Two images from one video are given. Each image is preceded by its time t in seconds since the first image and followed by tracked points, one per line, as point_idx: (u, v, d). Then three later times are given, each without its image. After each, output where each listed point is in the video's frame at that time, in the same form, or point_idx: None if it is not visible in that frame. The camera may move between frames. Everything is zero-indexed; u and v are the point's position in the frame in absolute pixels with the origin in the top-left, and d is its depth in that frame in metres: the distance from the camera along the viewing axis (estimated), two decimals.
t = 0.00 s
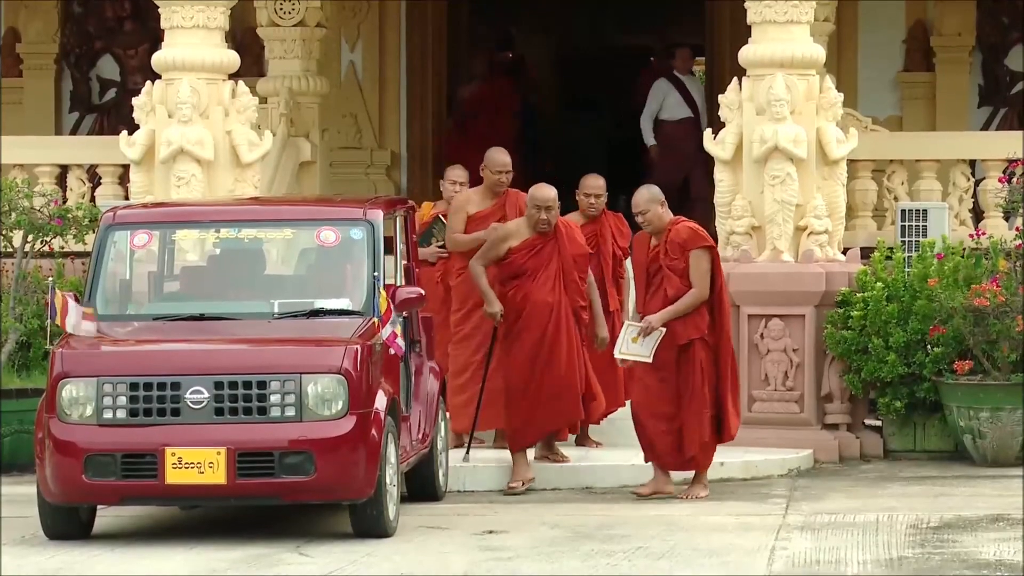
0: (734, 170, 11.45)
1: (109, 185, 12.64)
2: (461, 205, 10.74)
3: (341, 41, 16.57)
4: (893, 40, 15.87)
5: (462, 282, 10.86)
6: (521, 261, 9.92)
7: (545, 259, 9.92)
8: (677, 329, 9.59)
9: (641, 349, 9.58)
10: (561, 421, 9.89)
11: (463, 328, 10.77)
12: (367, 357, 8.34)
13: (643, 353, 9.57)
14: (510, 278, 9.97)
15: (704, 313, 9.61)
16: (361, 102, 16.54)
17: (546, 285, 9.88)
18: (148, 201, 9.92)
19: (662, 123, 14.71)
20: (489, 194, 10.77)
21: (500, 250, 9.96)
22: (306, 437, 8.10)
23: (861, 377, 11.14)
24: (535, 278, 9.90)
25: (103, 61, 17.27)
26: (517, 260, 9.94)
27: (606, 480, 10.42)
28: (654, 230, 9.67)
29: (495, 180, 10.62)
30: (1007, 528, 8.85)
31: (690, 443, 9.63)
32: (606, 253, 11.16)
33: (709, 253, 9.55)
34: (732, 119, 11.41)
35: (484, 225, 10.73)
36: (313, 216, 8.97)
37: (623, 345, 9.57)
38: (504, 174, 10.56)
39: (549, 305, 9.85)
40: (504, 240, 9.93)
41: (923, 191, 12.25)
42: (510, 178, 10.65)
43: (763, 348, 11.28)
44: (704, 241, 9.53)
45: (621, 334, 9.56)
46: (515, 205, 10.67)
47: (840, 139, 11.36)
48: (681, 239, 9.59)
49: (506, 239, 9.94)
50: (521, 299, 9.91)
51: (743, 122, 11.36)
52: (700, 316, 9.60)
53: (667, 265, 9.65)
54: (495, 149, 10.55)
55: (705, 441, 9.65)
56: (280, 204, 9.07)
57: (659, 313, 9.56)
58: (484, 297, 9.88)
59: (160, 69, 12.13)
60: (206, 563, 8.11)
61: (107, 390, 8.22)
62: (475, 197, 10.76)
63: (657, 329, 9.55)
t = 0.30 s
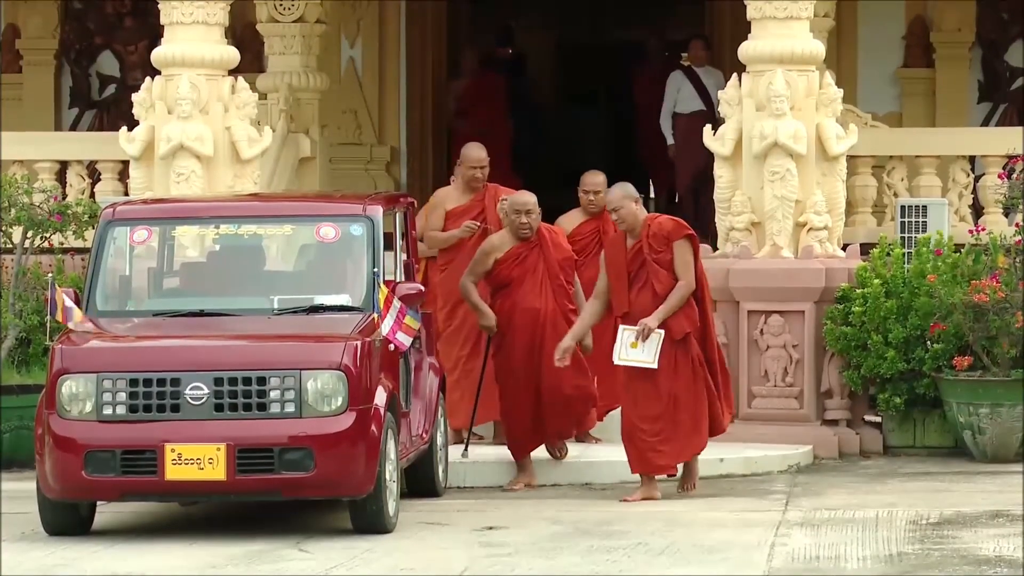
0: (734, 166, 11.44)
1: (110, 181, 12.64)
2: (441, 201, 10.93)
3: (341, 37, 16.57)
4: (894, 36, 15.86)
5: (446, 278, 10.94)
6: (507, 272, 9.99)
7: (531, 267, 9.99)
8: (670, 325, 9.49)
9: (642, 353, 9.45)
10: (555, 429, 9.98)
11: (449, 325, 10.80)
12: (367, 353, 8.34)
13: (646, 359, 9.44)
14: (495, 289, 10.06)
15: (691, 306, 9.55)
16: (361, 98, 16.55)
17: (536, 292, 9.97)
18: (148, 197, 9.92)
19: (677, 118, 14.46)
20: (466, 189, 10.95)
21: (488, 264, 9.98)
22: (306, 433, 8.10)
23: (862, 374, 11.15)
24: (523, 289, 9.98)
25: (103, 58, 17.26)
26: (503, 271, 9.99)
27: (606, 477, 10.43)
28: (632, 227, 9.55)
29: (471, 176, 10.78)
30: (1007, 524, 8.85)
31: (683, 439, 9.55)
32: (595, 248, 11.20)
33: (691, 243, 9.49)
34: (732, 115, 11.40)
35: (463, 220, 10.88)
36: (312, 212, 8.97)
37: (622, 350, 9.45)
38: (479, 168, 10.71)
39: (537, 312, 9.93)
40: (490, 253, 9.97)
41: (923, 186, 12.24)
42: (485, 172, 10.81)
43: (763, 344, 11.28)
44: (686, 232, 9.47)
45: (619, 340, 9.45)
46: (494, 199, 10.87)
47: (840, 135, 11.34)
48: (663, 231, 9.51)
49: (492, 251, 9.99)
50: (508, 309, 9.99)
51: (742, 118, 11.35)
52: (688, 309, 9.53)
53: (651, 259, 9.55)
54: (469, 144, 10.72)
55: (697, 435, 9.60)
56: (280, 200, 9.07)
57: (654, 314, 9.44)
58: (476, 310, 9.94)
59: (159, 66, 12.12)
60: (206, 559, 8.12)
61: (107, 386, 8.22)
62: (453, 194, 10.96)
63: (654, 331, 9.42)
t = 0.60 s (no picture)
0: (734, 163, 11.44)
1: (109, 177, 12.64)
2: (425, 200, 10.90)
3: (341, 35, 16.60)
4: (893, 34, 15.85)
5: (434, 274, 10.90)
6: (506, 268, 10.01)
7: (529, 264, 9.99)
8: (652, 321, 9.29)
9: (627, 353, 9.24)
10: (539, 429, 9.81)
11: (445, 322, 10.81)
12: (367, 350, 8.34)
13: (632, 359, 9.24)
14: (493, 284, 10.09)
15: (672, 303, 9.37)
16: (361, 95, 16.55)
17: (532, 290, 9.97)
18: (148, 194, 9.92)
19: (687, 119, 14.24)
20: (452, 186, 10.93)
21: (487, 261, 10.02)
22: (306, 430, 8.10)
23: (862, 370, 11.15)
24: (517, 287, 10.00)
25: (103, 54, 17.24)
26: (501, 268, 10.02)
27: (605, 473, 10.42)
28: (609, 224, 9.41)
29: (456, 173, 10.78)
30: (1007, 521, 8.85)
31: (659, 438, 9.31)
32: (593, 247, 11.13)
33: (672, 239, 9.33)
34: (731, 112, 11.40)
35: (447, 216, 10.84)
36: (312, 209, 8.97)
37: (607, 348, 9.24)
38: (465, 165, 10.70)
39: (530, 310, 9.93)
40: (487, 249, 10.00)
41: (923, 183, 12.26)
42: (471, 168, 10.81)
43: (762, 340, 11.27)
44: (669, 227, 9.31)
45: (604, 338, 9.23)
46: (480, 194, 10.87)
47: (840, 131, 11.33)
48: (645, 226, 9.35)
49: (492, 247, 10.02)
50: (504, 306, 10.03)
51: (742, 115, 11.35)
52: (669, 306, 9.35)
53: (631, 255, 9.37)
54: (453, 141, 10.75)
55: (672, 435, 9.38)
56: (280, 197, 9.08)
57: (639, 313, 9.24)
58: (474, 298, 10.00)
59: (159, 62, 12.12)
60: (205, 556, 8.12)
61: (107, 382, 8.22)
62: (437, 191, 10.94)
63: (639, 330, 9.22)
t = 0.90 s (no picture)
0: (734, 163, 11.45)
1: (110, 177, 12.65)
2: (420, 201, 10.84)
3: (341, 35, 16.62)
4: (893, 34, 15.85)
5: (432, 276, 10.84)
6: (515, 269, 10.03)
7: (538, 266, 9.99)
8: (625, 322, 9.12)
9: (600, 360, 9.06)
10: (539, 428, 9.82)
11: (446, 325, 10.80)
12: (367, 349, 8.34)
13: (607, 366, 9.05)
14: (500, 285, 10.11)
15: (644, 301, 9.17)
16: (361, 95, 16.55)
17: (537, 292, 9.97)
18: (149, 194, 9.92)
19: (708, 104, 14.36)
20: (447, 186, 10.88)
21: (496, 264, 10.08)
22: (306, 430, 8.10)
23: (862, 370, 11.14)
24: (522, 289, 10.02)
25: (103, 54, 17.24)
26: (511, 268, 10.04)
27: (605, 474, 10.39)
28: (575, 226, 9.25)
29: (449, 173, 10.77)
30: (1007, 521, 8.85)
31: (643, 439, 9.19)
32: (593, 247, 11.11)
33: (636, 236, 9.12)
34: (731, 112, 11.40)
35: (442, 217, 10.78)
36: (313, 209, 8.97)
37: (576, 360, 9.08)
38: (458, 164, 10.70)
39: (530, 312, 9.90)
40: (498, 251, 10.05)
41: (923, 183, 12.26)
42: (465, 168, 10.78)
43: (762, 340, 11.26)
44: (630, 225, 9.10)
45: (572, 349, 9.06)
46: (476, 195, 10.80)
47: (840, 131, 11.33)
48: (606, 226, 9.15)
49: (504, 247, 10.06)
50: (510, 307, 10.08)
51: (742, 115, 11.35)
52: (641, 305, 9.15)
53: (596, 258, 9.19)
54: (446, 141, 10.72)
55: (658, 433, 9.24)
56: (280, 197, 9.08)
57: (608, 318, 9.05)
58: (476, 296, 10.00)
59: (159, 63, 12.11)
60: (205, 556, 8.12)
61: (107, 382, 8.22)
62: (432, 192, 10.89)
63: (609, 336, 9.03)
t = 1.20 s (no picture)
0: (734, 163, 11.46)
1: (110, 177, 12.64)
2: (420, 201, 10.85)
3: (342, 34, 16.60)
4: (894, 33, 15.85)
5: (432, 276, 10.85)
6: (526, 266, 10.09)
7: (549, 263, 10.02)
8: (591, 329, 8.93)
9: (575, 370, 8.87)
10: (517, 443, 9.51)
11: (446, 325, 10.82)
12: (367, 349, 8.34)
13: (585, 374, 8.87)
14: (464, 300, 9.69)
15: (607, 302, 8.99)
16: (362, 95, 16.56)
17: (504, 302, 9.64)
18: (150, 194, 9.92)
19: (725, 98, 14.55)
20: (448, 187, 10.90)
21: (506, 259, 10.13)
22: (306, 430, 8.10)
23: (862, 370, 11.14)
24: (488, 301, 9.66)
25: (104, 54, 17.25)
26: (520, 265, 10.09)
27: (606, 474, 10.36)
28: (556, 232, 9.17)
29: (450, 173, 10.79)
30: (1007, 521, 8.85)
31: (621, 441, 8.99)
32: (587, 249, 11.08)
33: (589, 239, 8.91)
34: (732, 112, 11.41)
35: (443, 216, 10.75)
36: (313, 209, 8.97)
37: (550, 372, 8.88)
38: (458, 164, 10.70)
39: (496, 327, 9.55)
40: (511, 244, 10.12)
41: (923, 183, 12.26)
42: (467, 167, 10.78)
43: (763, 340, 11.26)
44: (583, 229, 8.89)
45: (545, 363, 8.88)
46: (478, 195, 10.78)
47: (840, 131, 11.33)
48: (558, 234, 8.93)
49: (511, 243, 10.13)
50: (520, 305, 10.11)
51: (743, 115, 11.35)
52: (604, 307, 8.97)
53: (554, 267, 8.99)
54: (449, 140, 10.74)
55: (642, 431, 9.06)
56: (280, 197, 9.08)
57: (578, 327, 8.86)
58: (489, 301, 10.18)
59: (160, 62, 12.11)
60: (206, 556, 8.12)
61: (107, 382, 8.23)
62: (433, 191, 10.90)
63: (579, 344, 8.86)
